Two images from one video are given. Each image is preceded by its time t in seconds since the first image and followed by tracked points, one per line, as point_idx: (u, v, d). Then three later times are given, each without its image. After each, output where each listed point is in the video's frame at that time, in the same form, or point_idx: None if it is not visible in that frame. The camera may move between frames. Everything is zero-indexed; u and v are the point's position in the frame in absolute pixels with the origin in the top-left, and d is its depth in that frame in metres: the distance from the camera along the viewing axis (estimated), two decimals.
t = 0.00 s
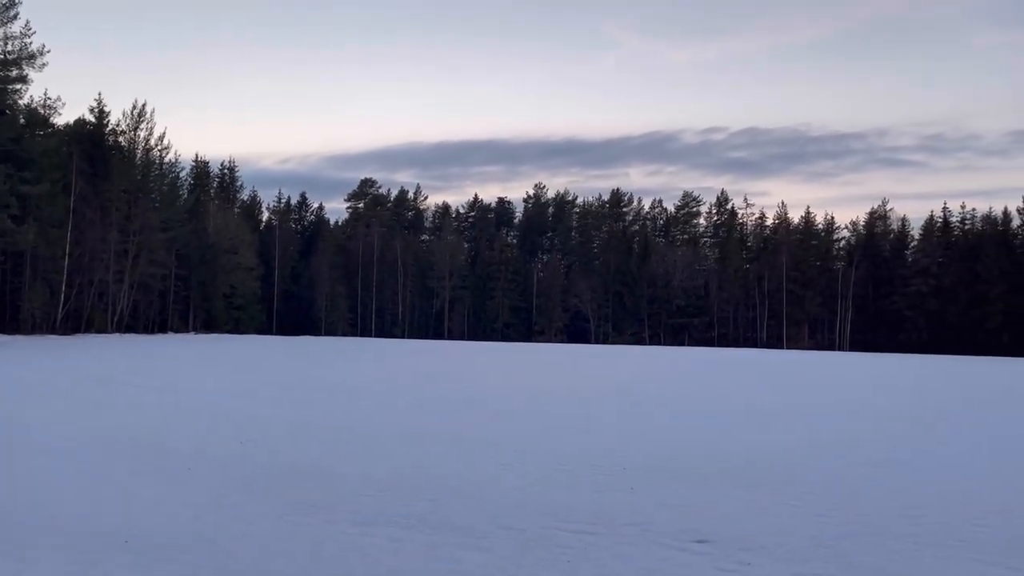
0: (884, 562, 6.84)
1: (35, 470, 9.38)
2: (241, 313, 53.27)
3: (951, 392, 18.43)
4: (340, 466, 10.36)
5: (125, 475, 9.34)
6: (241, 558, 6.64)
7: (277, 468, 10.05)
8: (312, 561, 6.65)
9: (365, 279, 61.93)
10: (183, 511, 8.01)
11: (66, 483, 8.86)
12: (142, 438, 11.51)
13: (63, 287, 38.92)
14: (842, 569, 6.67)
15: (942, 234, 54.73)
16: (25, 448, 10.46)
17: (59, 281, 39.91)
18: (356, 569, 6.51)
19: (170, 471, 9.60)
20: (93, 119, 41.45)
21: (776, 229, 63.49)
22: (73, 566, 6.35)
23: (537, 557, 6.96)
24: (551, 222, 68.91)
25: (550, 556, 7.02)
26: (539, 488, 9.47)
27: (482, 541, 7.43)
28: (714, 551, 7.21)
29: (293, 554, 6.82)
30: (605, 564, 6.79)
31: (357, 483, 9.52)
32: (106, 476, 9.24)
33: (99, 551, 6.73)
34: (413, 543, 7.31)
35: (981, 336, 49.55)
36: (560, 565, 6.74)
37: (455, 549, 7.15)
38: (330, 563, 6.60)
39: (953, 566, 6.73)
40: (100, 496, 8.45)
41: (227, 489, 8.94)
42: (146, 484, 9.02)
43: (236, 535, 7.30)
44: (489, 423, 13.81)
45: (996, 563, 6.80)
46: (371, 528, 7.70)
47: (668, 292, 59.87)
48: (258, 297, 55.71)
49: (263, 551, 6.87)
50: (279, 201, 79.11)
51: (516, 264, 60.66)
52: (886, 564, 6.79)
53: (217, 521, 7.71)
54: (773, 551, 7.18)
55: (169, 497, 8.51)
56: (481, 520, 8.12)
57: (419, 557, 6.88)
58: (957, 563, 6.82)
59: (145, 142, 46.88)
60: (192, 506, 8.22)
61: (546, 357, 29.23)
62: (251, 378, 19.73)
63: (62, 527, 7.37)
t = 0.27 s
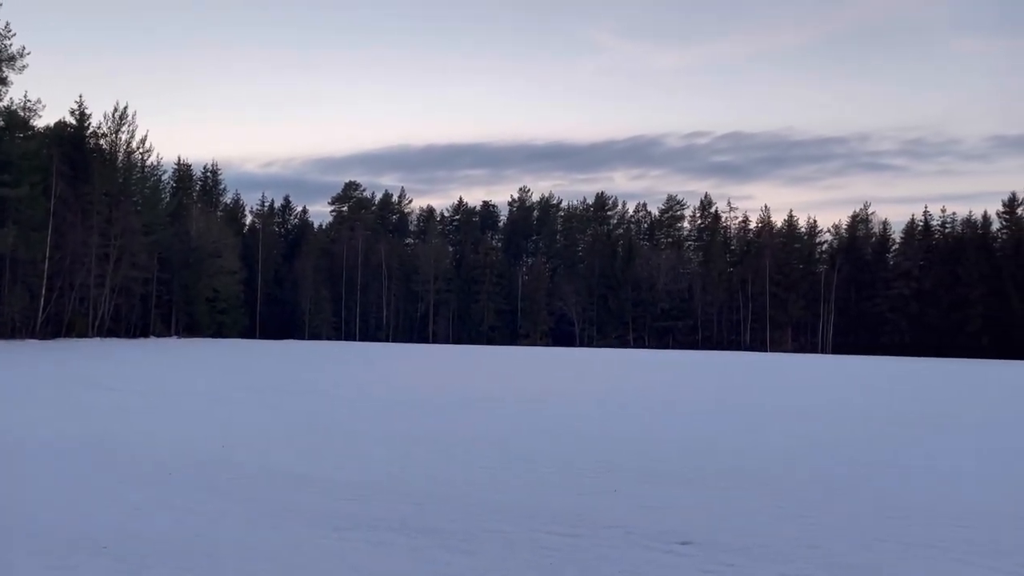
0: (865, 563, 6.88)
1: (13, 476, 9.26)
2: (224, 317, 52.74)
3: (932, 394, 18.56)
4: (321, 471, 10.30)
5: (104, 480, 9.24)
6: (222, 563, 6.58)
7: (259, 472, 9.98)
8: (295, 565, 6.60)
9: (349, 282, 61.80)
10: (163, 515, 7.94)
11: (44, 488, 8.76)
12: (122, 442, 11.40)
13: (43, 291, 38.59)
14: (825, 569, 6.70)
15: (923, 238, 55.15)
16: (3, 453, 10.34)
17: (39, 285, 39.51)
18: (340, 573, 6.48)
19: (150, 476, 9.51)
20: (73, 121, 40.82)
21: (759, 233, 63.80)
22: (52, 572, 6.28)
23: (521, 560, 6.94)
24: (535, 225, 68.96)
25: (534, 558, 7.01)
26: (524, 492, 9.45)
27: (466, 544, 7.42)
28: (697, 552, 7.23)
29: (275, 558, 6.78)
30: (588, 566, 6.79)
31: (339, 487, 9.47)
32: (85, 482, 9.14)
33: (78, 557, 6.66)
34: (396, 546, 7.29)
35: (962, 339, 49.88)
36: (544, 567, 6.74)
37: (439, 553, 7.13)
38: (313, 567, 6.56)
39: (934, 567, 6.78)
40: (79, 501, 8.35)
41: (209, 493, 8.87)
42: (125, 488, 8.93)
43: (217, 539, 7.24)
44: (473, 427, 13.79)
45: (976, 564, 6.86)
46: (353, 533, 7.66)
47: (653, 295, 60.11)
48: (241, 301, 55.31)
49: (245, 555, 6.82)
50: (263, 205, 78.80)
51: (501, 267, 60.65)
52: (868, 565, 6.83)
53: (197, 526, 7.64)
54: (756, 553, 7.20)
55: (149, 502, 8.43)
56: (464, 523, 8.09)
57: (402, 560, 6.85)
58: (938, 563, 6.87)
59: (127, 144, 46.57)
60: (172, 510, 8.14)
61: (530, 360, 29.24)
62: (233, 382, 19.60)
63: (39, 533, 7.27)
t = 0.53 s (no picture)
0: (844, 566, 7.00)
1: None
2: (206, 321, 52.34)
3: (911, 397, 18.77)
4: (305, 477, 10.30)
5: (87, 487, 9.19)
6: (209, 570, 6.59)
7: (244, 479, 9.96)
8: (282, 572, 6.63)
9: (331, 286, 61.65)
10: (149, 522, 7.93)
11: (27, 496, 8.71)
12: (105, 448, 11.34)
13: (21, 296, 38.23)
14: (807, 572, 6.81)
15: (901, 242, 55.74)
16: None
17: (17, 290, 39.08)
18: None
19: (134, 482, 9.48)
20: (52, 125, 40.28)
21: (740, 237, 64.18)
22: None
23: (507, 565, 7.00)
24: (518, 229, 69.04)
25: (520, 564, 7.06)
26: (509, 497, 9.49)
27: (451, 550, 7.46)
28: (680, 557, 7.30)
29: (262, 565, 6.80)
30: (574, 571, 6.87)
31: (324, 493, 9.48)
32: (67, 489, 9.09)
33: (64, 564, 6.65)
34: (382, 552, 7.33)
35: (939, 342, 50.58)
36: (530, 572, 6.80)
37: (426, 558, 7.17)
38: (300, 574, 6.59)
39: (913, 568, 6.90)
40: (63, 508, 8.31)
41: (192, 499, 8.86)
42: (109, 495, 8.89)
43: (204, 546, 7.24)
44: (456, 431, 13.83)
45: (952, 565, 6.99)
46: (339, 539, 7.69)
47: (635, 299, 60.33)
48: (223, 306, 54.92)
49: (232, 562, 6.84)
50: (244, 208, 78.41)
51: (484, 271, 60.78)
52: (847, 568, 6.95)
53: (184, 533, 7.63)
54: (740, 556, 7.30)
55: (134, 509, 8.40)
56: (449, 529, 8.14)
57: (390, 566, 6.89)
58: (914, 565, 7.00)
59: (107, 147, 46.23)
60: (158, 517, 8.13)
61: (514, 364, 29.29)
62: (216, 388, 19.51)
63: (23, 540, 7.24)
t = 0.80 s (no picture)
0: (827, 567, 7.00)
1: None
2: (183, 325, 51.99)
3: (889, 399, 18.90)
4: (284, 480, 10.18)
5: (61, 492, 9.00)
6: None
7: (222, 483, 9.80)
8: None
9: (310, 289, 61.32)
10: (125, 527, 7.78)
11: None
12: (79, 453, 11.14)
13: None
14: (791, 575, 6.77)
15: (877, 246, 56.20)
16: None
17: None
18: None
19: (110, 487, 9.33)
20: (25, 125, 39.90)
21: (718, 241, 64.48)
22: None
23: (490, 569, 6.94)
24: (498, 232, 68.92)
25: (504, 568, 6.99)
26: (490, 500, 9.40)
27: (433, 554, 7.39)
28: (665, 560, 7.25)
29: (240, 570, 6.68)
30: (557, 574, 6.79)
31: (304, 496, 9.37)
32: (40, 493, 8.89)
33: (35, 570, 6.49)
34: (363, 557, 7.24)
35: (914, 346, 51.12)
36: None
37: (409, 562, 7.07)
38: None
39: (894, 570, 6.90)
40: (36, 514, 8.13)
41: (168, 504, 8.70)
42: (84, 501, 8.70)
43: (180, 552, 7.10)
44: (435, 434, 13.74)
45: (933, 566, 7.00)
46: (320, 543, 7.60)
47: (615, 302, 60.42)
48: (200, 309, 54.50)
49: (209, 567, 6.71)
50: (222, 210, 77.82)
51: (464, 273, 60.31)
52: (831, 569, 6.95)
53: (159, 538, 7.49)
54: (723, 558, 7.27)
55: (109, 514, 8.23)
56: (430, 533, 8.06)
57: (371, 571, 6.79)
58: (897, 566, 7.01)
59: (82, 148, 45.70)
60: (133, 523, 7.96)
61: (495, 367, 29.21)
62: (193, 391, 19.28)
63: None
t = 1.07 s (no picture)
0: (808, 569, 7.00)
1: None
2: (156, 327, 51.52)
3: (864, 400, 19.01)
4: (261, 484, 10.05)
5: (33, 498, 8.83)
6: None
7: (198, 488, 9.68)
8: None
9: (286, 291, 60.88)
10: (100, 534, 7.65)
11: None
12: (52, 458, 10.95)
13: None
14: None
15: (850, 250, 56.67)
16: None
17: None
18: None
19: (83, 493, 9.17)
20: None
21: (695, 244, 64.79)
22: None
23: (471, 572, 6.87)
24: (475, 235, 68.78)
25: (484, 571, 6.94)
26: (471, 503, 9.34)
27: (413, 558, 7.30)
28: (645, 562, 7.24)
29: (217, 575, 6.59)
30: None
31: (282, 500, 9.25)
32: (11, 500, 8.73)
33: None
34: (342, 561, 7.14)
35: (885, 348, 51.63)
36: None
37: (388, 566, 7.01)
38: None
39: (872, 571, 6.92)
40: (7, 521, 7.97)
41: (144, 510, 8.58)
42: (57, 507, 8.55)
43: (156, 559, 6.99)
44: (413, 436, 13.65)
45: (913, 568, 7.02)
46: (298, 548, 7.49)
47: (592, 305, 60.46)
48: (174, 310, 53.90)
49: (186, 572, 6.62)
50: (196, 211, 77.11)
51: (441, 276, 60.55)
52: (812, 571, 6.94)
53: (135, 545, 7.38)
54: (703, 560, 7.26)
55: (84, 520, 8.10)
56: (410, 536, 7.98)
57: None
58: (877, 568, 7.02)
59: (53, 147, 44.99)
60: (108, 529, 7.84)
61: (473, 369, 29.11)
62: (166, 394, 19.04)
63: None
